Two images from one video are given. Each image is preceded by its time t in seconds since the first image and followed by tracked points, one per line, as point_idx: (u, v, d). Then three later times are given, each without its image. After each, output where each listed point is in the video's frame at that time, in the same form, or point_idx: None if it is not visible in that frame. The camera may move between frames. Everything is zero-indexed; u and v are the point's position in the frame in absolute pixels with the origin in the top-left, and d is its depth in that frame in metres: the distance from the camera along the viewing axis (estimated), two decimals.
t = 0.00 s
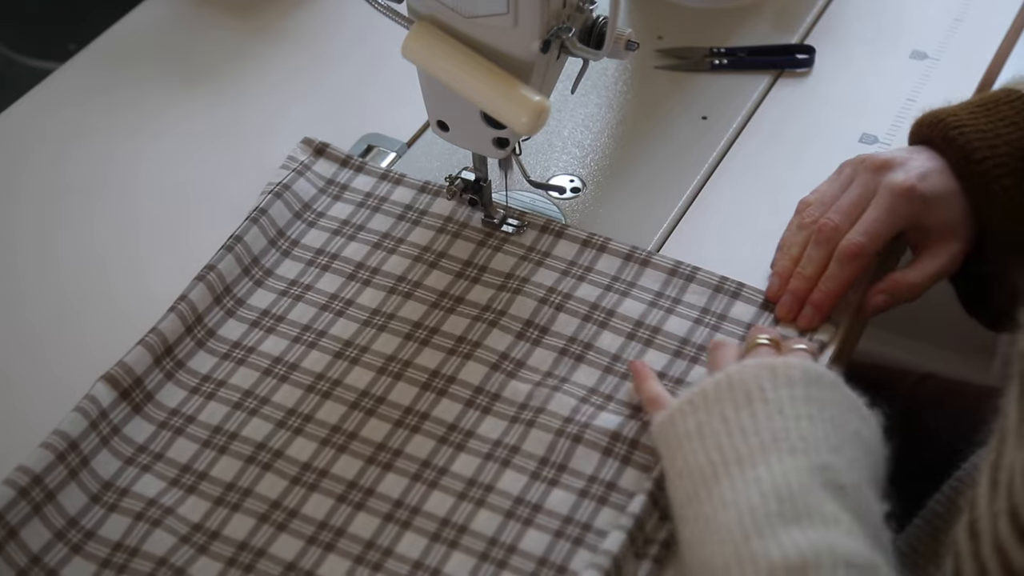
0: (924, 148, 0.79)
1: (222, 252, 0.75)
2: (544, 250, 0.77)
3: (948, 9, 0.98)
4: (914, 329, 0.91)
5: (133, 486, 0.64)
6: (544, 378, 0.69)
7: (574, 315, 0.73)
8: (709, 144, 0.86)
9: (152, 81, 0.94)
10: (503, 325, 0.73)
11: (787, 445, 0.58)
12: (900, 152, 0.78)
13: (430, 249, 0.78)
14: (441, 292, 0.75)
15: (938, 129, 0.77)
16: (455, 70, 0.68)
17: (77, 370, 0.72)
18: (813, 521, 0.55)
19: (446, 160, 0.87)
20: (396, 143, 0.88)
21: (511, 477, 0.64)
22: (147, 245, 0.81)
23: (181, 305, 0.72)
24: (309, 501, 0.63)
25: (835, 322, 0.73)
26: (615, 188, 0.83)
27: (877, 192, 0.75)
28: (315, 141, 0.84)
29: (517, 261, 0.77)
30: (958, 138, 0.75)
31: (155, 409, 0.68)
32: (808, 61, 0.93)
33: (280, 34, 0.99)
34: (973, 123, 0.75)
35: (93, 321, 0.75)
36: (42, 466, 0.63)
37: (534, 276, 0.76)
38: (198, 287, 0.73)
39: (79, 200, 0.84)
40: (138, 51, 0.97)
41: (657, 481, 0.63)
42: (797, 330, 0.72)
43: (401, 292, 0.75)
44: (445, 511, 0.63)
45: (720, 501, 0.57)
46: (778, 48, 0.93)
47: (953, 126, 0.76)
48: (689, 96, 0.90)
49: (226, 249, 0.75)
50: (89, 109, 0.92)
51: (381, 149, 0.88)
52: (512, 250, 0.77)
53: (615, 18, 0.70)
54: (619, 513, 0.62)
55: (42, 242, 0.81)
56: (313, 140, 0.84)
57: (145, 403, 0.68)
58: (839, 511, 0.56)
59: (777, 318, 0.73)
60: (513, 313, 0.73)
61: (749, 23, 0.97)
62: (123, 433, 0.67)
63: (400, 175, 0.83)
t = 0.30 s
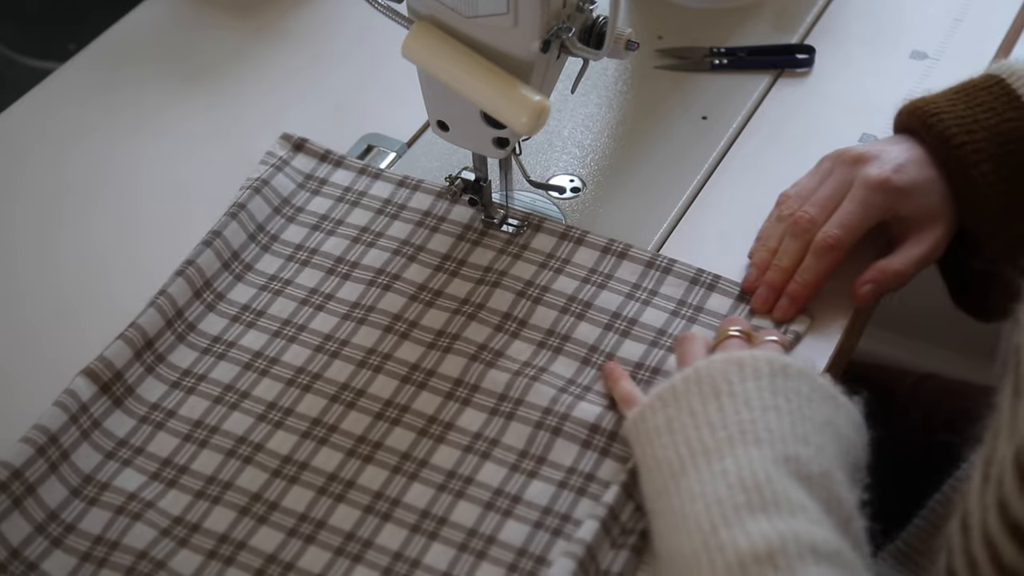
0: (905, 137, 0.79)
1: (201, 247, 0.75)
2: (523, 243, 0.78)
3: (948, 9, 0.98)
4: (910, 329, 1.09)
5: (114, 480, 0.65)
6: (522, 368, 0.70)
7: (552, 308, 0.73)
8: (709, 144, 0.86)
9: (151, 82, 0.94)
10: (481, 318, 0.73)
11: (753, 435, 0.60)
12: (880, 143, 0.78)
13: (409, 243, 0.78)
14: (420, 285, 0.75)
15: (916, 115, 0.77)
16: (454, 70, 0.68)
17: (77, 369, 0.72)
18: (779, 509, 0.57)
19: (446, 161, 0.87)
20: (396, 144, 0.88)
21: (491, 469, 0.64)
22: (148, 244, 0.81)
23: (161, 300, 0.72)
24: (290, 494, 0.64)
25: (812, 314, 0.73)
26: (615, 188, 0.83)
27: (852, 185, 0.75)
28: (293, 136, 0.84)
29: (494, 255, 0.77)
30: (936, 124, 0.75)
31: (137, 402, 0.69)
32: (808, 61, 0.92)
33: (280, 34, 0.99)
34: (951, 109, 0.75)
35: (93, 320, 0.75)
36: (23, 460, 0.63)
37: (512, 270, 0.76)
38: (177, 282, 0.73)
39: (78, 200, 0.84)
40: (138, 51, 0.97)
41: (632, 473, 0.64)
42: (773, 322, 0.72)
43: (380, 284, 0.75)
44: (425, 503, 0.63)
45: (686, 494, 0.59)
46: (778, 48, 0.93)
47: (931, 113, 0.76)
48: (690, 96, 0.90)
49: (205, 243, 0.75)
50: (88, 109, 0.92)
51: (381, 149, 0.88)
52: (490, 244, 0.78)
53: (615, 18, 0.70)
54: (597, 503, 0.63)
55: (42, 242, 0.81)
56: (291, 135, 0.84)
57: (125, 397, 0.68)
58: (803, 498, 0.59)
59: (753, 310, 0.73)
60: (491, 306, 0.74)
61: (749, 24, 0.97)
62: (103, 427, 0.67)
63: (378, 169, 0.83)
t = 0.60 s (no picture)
0: (879, 128, 0.79)
1: (174, 240, 0.76)
2: (495, 233, 0.78)
3: (948, 9, 0.98)
4: (910, 329, 1.19)
5: (86, 472, 0.65)
6: (493, 356, 0.70)
7: (524, 299, 0.74)
8: (709, 144, 0.86)
9: (150, 82, 0.94)
10: (454, 306, 0.73)
11: (712, 424, 0.60)
12: (854, 135, 0.79)
13: (383, 234, 0.79)
14: (393, 276, 0.76)
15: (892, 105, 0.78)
16: (454, 70, 0.68)
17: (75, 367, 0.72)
18: (738, 492, 0.57)
19: (446, 161, 0.87)
20: (395, 143, 0.88)
21: (462, 458, 0.65)
22: (147, 242, 0.81)
23: (134, 292, 0.72)
24: (261, 483, 0.64)
25: (782, 304, 0.73)
26: (615, 188, 0.83)
27: (824, 177, 0.76)
28: (268, 130, 0.85)
29: (467, 246, 0.78)
30: (909, 112, 0.76)
31: (109, 392, 0.69)
32: (808, 61, 0.92)
33: (280, 35, 0.99)
34: (924, 98, 0.76)
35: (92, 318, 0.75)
36: None
37: (484, 260, 0.77)
38: (152, 274, 0.74)
39: (78, 200, 0.84)
40: (138, 51, 0.97)
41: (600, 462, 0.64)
42: (743, 311, 0.72)
43: (353, 275, 0.76)
44: (396, 492, 0.63)
45: (647, 481, 0.59)
46: (778, 48, 0.93)
47: (904, 101, 0.77)
48: (690, 96, 0.90)
49: (178, 236, 0.76)
50: (88, 109, 0.92)
51: (381, 149, 0.88)
52: (463, 234, 0.79)
53: (615, 18, 0.70)
54: (565, 491, 0.63)
55: (42, 242, 0.81)
56: (266, 129, 0.85)
57: (98, 387, 0.69)
58: (762, 480, 0.58)
59: (722, 300, 0.73)
60: (462, 295, 0.74)
61: (749, 24, 0.97)
62: (76, 418, 0.67)
63: (352, 162, 0.84)
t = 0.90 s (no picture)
0: (862, 120, 0.79)
1: (157, 235, 0.76)
2: (476, 227, 0.79)
3: (948, 9, 0.98)
4: (910, 330, 1.19)
5: (66, 466, 0.66)
6: (473, 348, 0.71)
7: (503, 293, 0.74)
8: (710, 144, 0.86)
9: (150, 81, 0.94)
10: (434, 300, 0.74)
11: (687, 414, 0.59)
12: (836, 128, 0.79)
13: (363, 228, 0.79)
14: (375, 270, 0.76)
15: (873, 97, 0.78)
16: (453, 70, 0.68)
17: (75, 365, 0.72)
18: (715, 483, 0.56)
19: (447, 161, 0.87)
20: (395, 143, 0.88)
21: (443, 451, 0.65)
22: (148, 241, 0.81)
23: (116, 286, 0.73)
24: (243, 476, 0.65)
25: (760, 296, 0.74)
26: (616, 188, 0.83)
27: (805, 171, 0.76)
28: (250, 126, 0.86)
29: (448, 238, 0.78)
30: (890, 103, 0.76)
31: (91, 386, 0.69)
32: (808, 61, 0.92)
33: (280, 35, 0.99)
34: (904, 88, 0.76)
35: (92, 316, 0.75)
36: None
37: (464, 253, 0.77)
38: (134, 269, 0.74)
39: (78, 200, 0.84)
40: (138, 51, 0.97)
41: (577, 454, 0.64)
42: (720, 303, 0.73)
43: (334, 269, 0.76)
44: (377, 484, 0.64)
45: (624, 471, 0.59)
46: (778, 48, 0.93)
47: (885, 93, 0.77)
48: (690, 97, 0.90)
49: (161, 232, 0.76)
50: (88, 108, 0.92)
51: (381, 149, 0.88)
52: (444, 228, 0.79)
53: (615, 18, 0.70)
54: (543, 483, 0.63)
55: (42, 242, 0.81)
56: (247, 125, 0.85)
57: (80, 381, 0.69)
58: (740, 469, 0.58)
59: (702, 291, 0.74)
60: (443, 288, 0.75)
61: (749, 24, 0.97)
62: (58, 412, 0.68)
63: (334, 157, 0.84)
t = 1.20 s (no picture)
0: (839, 111, 0.80)
1: (132, 227, 0.76)
2: (449, 218, 0.79)
3: (948, 9, 0.98)
4: (910, 329, 1.20)
5: (39, 456, 0.66)
6: (446, 338, 0.71)
7: (476, 284, 0.75)
8: (709, 144, 0.86)
9: (151, 82, 0.94)
10: (406, 290, 0.74)
11: (652, 402, 0.60)
12: (812, 120, 0.79)
13: (338, 220, 0.80)
14: (348, 261, 0.77)
15: (847, 88, 0.78)
16: (453, 70, 0.68)
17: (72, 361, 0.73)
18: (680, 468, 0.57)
19: (447, 161, 0.87)
20: (396, 143, 0.88)
21: (414, 441, 0.65)
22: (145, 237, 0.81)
23: (90, 277, 0.73)
24: (215, 465, 0.65)
25: (731, 286, 0.74)
26: (616, 188, 0.83)
27: (777, 163, 0.76)
28: (226, 120, 0.87)
29: (421, 228, 0.79)
30: (862, 93, 0.76)
31: (65, 377, 0.70)
32: (808, 61, 0.92)
33: (280, 35, 0.99)
34: (876, 78, 0.76)
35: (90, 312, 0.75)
36: None
37: (438, 242, 0.77)
38: (108, 260, 0.74)
39: (77, 200, 0.84)
40: (138, 51, 0.97)
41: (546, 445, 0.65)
42: (691, 292, 0.74)
43: (308, 261, 0.77)
44: (348, 473, 0.64)
45: (590, 458, 0.59)
46: (778, 48, 0.92)
47: (858, 83, 0.77)
48: (690, 96, 0.90)
49: (135, 224, 0.77)
50: (88, 108, 0.92)
51: (381, 149, 0.88)
52: (417, 218, 0.80)
53: (615, 18, 0.70)
54: (513, 471, 0.63)
55: (42, 241, 0.81)
56: (224, 118, 0.87)
57: (54, 372, 0.69)
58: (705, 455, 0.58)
59: (672, 281, 0.74)
60: (415, 277, 0.75)
61: (749, 24, 0.97)
62: (31, 403, 0.68)
63: (310, 151, 0.85)
